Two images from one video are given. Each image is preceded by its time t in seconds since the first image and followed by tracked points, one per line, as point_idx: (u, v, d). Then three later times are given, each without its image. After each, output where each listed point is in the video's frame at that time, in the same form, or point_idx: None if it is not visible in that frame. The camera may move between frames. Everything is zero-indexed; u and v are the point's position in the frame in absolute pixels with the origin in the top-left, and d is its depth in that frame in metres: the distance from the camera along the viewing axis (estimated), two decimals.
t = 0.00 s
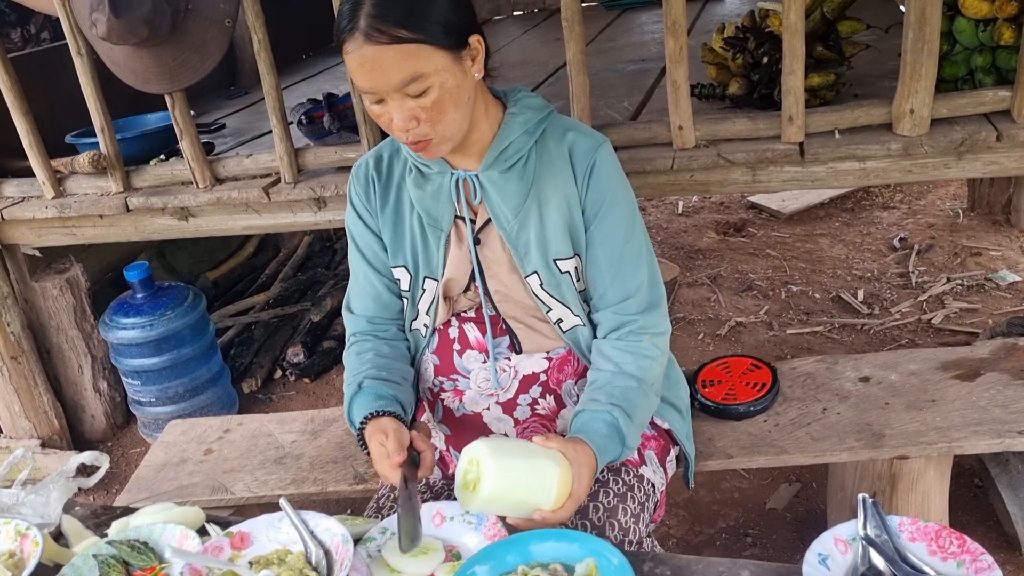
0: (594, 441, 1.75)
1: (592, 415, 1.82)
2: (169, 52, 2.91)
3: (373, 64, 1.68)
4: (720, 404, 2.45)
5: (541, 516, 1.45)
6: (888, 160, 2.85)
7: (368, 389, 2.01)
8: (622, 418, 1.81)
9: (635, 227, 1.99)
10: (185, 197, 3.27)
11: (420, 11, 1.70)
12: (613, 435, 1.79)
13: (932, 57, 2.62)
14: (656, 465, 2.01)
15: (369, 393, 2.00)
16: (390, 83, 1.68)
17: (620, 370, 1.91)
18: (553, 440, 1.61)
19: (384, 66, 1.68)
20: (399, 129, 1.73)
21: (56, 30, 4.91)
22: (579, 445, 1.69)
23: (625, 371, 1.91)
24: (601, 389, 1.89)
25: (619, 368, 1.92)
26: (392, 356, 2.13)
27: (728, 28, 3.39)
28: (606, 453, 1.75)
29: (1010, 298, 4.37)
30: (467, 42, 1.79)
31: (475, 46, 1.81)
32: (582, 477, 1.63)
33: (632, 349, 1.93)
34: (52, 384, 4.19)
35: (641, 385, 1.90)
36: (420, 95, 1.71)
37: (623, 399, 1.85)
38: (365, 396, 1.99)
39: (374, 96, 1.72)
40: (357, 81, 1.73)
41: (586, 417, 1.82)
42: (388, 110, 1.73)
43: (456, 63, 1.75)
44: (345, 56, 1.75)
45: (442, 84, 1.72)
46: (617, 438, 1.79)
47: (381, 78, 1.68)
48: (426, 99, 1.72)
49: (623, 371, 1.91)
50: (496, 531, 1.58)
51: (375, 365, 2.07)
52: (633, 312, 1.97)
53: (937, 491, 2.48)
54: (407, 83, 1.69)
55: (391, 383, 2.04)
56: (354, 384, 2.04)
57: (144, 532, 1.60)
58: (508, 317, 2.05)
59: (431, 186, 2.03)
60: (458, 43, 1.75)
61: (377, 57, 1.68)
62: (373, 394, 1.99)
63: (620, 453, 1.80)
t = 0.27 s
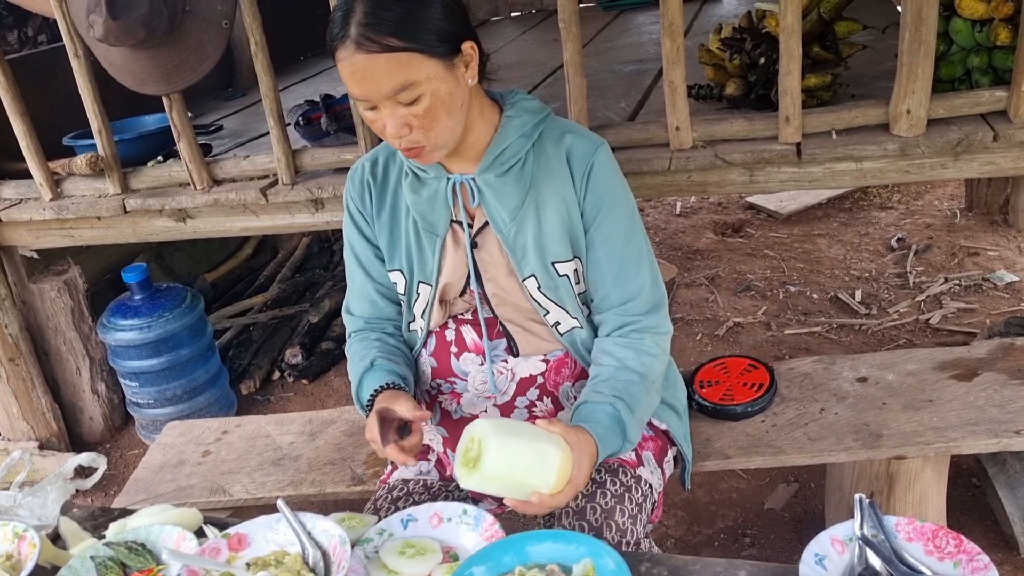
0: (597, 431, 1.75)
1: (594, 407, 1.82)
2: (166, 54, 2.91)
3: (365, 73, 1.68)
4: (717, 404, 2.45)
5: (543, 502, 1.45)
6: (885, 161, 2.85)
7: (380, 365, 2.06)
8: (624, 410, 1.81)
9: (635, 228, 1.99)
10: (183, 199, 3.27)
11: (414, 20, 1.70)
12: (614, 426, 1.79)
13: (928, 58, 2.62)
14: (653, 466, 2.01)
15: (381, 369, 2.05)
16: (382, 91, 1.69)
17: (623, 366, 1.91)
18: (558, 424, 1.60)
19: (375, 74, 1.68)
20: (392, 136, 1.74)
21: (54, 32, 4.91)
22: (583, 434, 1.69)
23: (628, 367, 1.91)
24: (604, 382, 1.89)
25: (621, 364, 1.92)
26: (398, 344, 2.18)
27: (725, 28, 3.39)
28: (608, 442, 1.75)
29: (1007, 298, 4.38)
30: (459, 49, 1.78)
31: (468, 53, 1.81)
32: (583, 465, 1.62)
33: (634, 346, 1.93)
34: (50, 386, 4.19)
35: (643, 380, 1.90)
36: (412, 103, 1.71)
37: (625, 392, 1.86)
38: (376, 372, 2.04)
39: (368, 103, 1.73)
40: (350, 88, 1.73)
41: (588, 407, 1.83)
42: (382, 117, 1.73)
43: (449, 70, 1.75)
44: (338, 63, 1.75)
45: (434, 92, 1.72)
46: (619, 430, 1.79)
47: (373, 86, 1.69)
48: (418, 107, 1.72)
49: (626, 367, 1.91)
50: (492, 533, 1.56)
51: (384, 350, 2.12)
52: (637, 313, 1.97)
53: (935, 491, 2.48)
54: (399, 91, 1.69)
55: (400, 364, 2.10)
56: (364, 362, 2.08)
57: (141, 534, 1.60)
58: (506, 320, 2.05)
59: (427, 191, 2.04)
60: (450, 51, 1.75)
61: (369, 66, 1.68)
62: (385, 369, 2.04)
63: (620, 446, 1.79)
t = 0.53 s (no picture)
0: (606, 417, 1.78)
1: (604, 394, 1.85)
2: (164, 54, 2.91)
3: (367, 69, 1.68)
4: (716, 403, 2.45)
5: (552, 483, 1.45)
6: (883, 159, 2.85)
7: (371, 392, 2.07)
8: (632, 397, 1.84)
9: (639, 224, 2.00)
10: (181, 199, 3.27)
11: (414, 17, 1.70)
12: (623, 412, 1.82)
13: (926, 56, 2.62)
14: (652, 465, 2.00)
15: (371, 397, 2.06)
16: (385, 88, 1.68)
17: (631, 355, 1.93)
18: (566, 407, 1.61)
19: (378, 71, 1.68)
20: (393, 133, 1.73)
21: (52, 32, 4.91)
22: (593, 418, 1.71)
23: (635, 357, 1.93)
24: (612, 369, 1.91)
25: (628, 354, 1.93)
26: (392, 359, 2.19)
27: (723, 27, 3.39)
28: (617, 427, 1.78)
29: (1006, 296, 4.38)
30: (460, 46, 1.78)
31: (469, 50, 1.82)
32: (592, 449, 1.64)
33: (639, 339, 1.95)
34: (49, 386, 4.19)
35: (651, 369, 1.92)
36: (414, 100, 1.71)
37: (633, 378, 1.88)
38: (366, 400, 2.05)
39: (369, 100, 1.72)
40: (351, 85, 1.72)
41: (598, 394, 1.85)
42: (382, 114, 1.73)
43: (450, 68, 1.75)
44: (339, 59, 1.75)
45: (436, 89, 1.72)
46: (627, 416, 1.82)
47: (375, 83, 1.68)
48: (420, 104, 1.72)
49: (633, 357, 1.93)
50: (491, 532, 1.56)
51: (376, 365, 2.13)
52: (645, 307, 1.98)
53: (933, 489, 2.48)
54: (401, 88, 1.69)
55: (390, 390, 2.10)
56: (356, 383, 2.09)
57: (139, 534, 1.60)
58: (507, 318, 2.04)
59: (425, 191, 2.04)
60: (451, 48, 1.75)
61: (371, 62, 1.68)
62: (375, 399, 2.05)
63: (629, 432, 1.82)
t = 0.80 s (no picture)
0: (608, 409, 1.78)
1: (605, 387, 1.84)
2: (161, 54, 2.91)
3: (365, 65, 1.68)
4: (713, 403, 2.45)
5: (556, 478, 1.45)
6: (881, 158, 2.85)
7: (363, 414, 2.07)
8: (633, 389, 1.84)
9: (635, 216, 2.01)
10: (178, 200, 3.27)
11: (412, 14, 1.70)
12: (624, 404, 1.82)
13: (923, 55, 2.62)
14: (650, 464, 2.00)
15: (363, 419, 2.05)
16: (382, 84, 1.68)
17: (631, 347, 1.93)
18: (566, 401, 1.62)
19: (376, 67, 1.67)
20: (389, 130, 1.73)
21: (48, 34, 4.90)
22: (595, 413, 1.71)
23: (635, 349, 1.93)
24: (613, 362, 1.91)
25: (628, 346, 1.94)
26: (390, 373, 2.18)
27: (720, 26, 3.39)
28: (619, 419, 1.77)
29: (1004, 294, 4.38)
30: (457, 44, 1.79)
31: (465, 48, 1.82)
32: (595, 443, 1.64)
33: (639, 330, 1.95)
34: (47, 388, 4.18)
35: (651, 361, 1.93)
36: (412, 96, 1.71)
37: (634, 371, 1.88)
38: (359, 422, 2.04)
39: (365, 96, 1.72)
40: (348, 81, 1.72)
41: (599, 388, 1.85)
42: (379, 110, 1.72)
43: (447, 65, 1.75)
44: (336, 56, 1.74)
45: (433, 86, 1.73)
46: (629, 408, 1.82)
47: (373, 79, 1.68)
48: (417, 100, 1.72)
49: (634, 349, 1.93)
50: (489, 532, 1.56)
51: (372, 386, 2.13)
52: (644, 298, 1.99)
53: (932, 487, 2.48)
54: (399, 85, 1.69)
55: (384, 409, 2.09)
56: (352, 405, 2.10)
57: (137, 535, 1.60)
58: (506, 315, 2.04)
59: (422, 192, 2.04)
60: (449, 46, 1.76)
61: (369, 58, 1.68)
62: (367, 421, 2.05)
63: (632, 424, 1.83)
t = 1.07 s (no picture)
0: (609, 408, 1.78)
1: (606, 385, 1.84)
2: (159, 55, 2.91)
3: (369, 63, 1.68)
4: (712, 402, 2.45)
5: (560, 477, 1.45)
6: (878, 158, 2.85)
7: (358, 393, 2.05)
8: (635, 386, 1.84)
9: (635, 214, 2.01)
10: (176, 200, 3.27)
11: (415, 12, 1.70)
12: (624, 402, 1.82)
13: (920, 54, 2.62)
14: (649, 464, 2.00)
15: (357, 399, 2.04)
16: (385, 82, 1.68)
17: (632, 345, 1.93)
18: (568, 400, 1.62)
19: (380, 65, 1.68)
20: (391, 128, 1.73)
21: (46, 35, 4.90)
22: (597, 412, 1.71)
23: (635, 347, 1.93)
24: (614, 360, 1.91)
25: (628, 344, 1.94)
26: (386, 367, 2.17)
27: (718, 26, 3.39)
28: (619, 417, 1.78)
29: (1002, 293, 4.38)
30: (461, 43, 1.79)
31: (469, 48, 1.82)
32: (597, 442, 1.65)
33: (640, 328, 1.95)
34: (46, 389, 4.18)
35: (651, 359, 1.93)
36: (414, 95, 1.72)
37: (636, 368, 1.88)
38: (353, 402, 2.03)
39: (368, 94, 1.72)
40: (350, 78, 1.72)
41: (599, 386, 1.85)
42: (381, 108, 1.72)
43: (450, 65, 1.75)
44: (339, 53, 1.74)
45: (436, 85, 1.73)
46: (630, 406, 1.82)
47: (376, 77, 1.68)
48: (420, 99, 1.72)
49: (634, 346, 1.93)
50: (487, 532, 1.56)
51: (367, 372, 2.12)
52: (644, 296, 1.99)
53: (930, 486, 2.49)
54: (402, 83, 1.69)
55: (379, 392, 2.08)
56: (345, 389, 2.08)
57: (136, 535, 1.60)
58: (506, 314, 2.04)
59: (421, 191, 2.04)
60: (452, 45, 1.76)
61: (373, 56, 1.68)
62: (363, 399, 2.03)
63: (633, 422, 1.82)
